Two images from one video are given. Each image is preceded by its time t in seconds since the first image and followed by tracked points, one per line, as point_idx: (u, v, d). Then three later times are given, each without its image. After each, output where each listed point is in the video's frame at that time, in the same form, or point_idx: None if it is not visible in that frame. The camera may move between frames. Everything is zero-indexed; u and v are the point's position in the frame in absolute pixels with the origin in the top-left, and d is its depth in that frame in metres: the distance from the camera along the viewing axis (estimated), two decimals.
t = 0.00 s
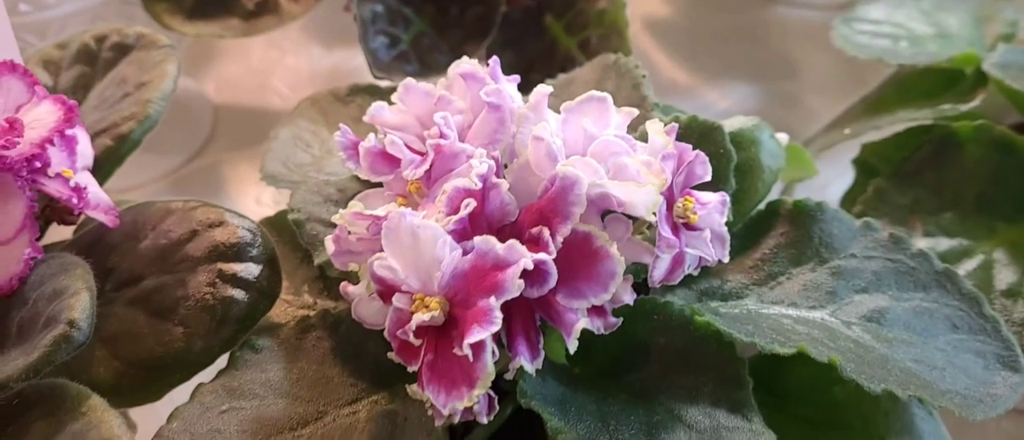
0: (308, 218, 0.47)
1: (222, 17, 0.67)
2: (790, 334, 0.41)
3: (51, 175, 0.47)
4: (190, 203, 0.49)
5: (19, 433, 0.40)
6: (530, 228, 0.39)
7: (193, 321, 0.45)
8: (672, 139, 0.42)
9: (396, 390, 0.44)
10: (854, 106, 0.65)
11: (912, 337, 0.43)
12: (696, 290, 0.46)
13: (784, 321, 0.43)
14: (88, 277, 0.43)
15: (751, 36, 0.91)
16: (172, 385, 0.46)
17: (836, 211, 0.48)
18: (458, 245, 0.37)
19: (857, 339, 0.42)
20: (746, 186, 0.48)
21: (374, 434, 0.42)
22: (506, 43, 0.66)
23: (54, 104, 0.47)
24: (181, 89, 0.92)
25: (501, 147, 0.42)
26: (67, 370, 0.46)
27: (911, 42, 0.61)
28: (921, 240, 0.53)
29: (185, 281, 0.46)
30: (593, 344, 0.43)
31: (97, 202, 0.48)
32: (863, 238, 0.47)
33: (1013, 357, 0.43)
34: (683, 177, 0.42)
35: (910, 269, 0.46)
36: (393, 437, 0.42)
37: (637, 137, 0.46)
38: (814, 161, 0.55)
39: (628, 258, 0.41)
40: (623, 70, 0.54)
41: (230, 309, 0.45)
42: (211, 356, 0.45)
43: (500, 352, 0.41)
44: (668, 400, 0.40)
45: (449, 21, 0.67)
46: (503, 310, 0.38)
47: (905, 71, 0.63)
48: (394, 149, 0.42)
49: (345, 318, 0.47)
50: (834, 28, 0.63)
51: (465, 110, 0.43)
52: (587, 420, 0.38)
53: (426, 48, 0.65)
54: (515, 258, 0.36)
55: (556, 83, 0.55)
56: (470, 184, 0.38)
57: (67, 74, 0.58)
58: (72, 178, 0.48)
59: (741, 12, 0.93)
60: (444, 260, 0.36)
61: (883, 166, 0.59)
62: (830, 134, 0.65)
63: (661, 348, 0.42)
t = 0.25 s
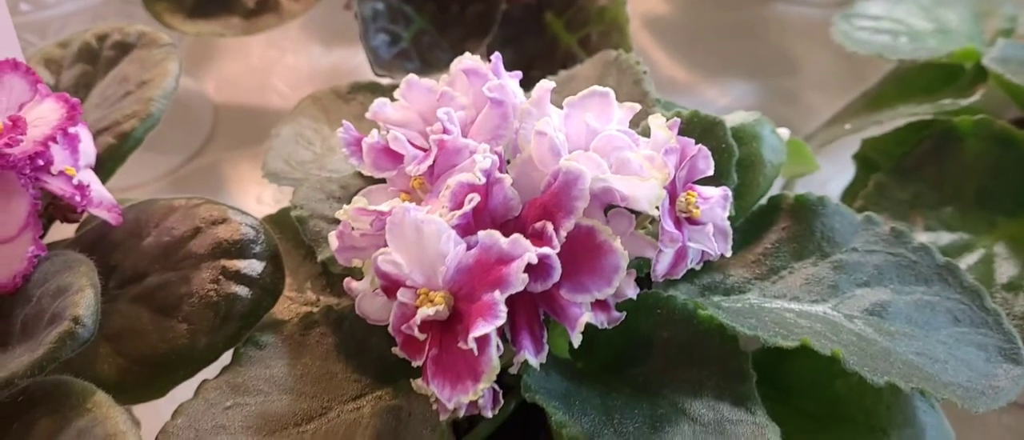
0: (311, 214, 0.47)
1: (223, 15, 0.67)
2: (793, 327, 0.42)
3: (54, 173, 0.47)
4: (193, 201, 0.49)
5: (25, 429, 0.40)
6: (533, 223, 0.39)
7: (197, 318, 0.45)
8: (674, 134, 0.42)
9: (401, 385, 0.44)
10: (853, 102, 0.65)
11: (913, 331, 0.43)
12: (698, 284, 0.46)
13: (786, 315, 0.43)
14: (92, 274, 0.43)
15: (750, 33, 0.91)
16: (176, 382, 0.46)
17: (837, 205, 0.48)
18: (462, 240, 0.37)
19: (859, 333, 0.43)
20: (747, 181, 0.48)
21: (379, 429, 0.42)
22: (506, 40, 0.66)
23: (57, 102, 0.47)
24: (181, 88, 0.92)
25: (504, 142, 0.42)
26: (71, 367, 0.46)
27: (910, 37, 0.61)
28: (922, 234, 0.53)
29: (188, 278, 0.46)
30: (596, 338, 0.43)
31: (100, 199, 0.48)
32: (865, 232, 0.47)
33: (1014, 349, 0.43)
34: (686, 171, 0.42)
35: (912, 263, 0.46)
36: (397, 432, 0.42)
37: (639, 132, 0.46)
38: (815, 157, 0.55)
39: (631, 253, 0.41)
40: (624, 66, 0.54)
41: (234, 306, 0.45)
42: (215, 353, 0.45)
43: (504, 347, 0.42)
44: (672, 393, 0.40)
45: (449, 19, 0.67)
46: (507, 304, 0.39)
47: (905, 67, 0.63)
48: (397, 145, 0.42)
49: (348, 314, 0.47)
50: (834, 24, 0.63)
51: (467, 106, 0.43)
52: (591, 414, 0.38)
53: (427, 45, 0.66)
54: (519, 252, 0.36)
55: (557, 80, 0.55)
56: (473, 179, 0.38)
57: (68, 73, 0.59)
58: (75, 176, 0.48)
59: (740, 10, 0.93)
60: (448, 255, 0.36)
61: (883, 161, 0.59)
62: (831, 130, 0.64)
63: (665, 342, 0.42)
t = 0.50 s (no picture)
0: (317, 208, 0.48)
1: (227, 11, 0.67)
2: (798, 319, 0.42)
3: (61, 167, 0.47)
4: (199, 195, 0.49)
5: (32, 422, 0.40)
6: (540, 215, 0.39)
7: (204, 311, 0.45)
8: (680, 126, 0.42)
9: (407, 378, 0.45)
10: (856, 97, 0.65)
11: (918, 323, 0.43)
12: (704, 277, 0.46)
13: (792, 308, 0.43)
14: (99, 267, 0.43)
15: (751, 30, 0.91)
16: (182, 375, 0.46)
17: (842, 199, 0.48)
18: (469, 232, 0.37)
19: (864, 325, 0.43)
20: (753, 174, 0.48)
21: (386, 421, 0.42)
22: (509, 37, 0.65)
23: (63, 96, 0.48)
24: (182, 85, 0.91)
25: (510, 135, 0.42)
26: (77, 361, 0.46)
27: (913, 33, 0.61)
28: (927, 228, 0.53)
29: (194, 272, 0.46)
30: (602, 330, 0.43)
31: (107, 193, 0.48)
32: (869, 225, 0.48)
33: (1019, 342, 0.43)
34: (692, 164, 0.42)
35: (916, 256, 0.46)
36: (404, 423, 0.42)
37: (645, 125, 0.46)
38: (819, 152, 0.55)
39: (638, 245, 0.41)
40: (629, 61, 0.54)
41: (241, 299, 0.45)
42: (221, 346, 0.45)
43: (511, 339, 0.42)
44: (679, 385, 0.40)
45: (453, 15, 0.67)
46: (514, 296, 0.39)
47: (907, 62, 0.63)
48: (403, 137, 0.42)
49: (354, 308, 0.47)
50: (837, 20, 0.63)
51: (474, 99, 0.44)
52: (598, 405, 0.38)
53: (431, 41, 0.66)
54: (527, 243, 0.36)
55: (562, 75, 0.56)
56: (481, 171, 0.38)
57: (73, 68, 0.59)
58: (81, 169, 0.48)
59: (741, 8, 0.93)
60: (456, 246, 0.36)
61: (887, 156, 0.59)
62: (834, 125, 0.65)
63: (671, 334, 0.42)
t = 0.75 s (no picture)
0: (325, 202, 0.48)
1: (233, 7, 0.67)
2: (805, 311, 0.42)
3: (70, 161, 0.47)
4: (207, 189, 0.50)
5: (44, 414, 0.40)
6: (549, 207, 0.39)
7: (213, 304, 0.45)
8: (688, 118, 0.42)
9: (416, 371, 0.45)
10: (860, 93, 0.65)
11: (925, 315, 0.44)
12: (711, 270, 0.47)
13: (799, 300, 0.43)
14: (109, 259, 0.43)
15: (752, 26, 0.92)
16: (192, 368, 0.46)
17: (848, 192, 0.48)
18: (479, 223, 0.37)
19: (871, 317, 0.43)
20: (759, 167, 0.49)
21: (395, 413, 0.43)
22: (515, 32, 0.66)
23: (72, 90, 0.48)
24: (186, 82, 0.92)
25: (519, 128, 0.42)
26: (87, 353, 0.46)
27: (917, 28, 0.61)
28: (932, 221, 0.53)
29: (203, 265, 0.46)
30: (611, 322, 0.43)
31: (115, 187, 0.49)
32: (876, 218, 0.48)
33: None
34: (700, 156, 0.42)
35: (923, 249, 0.46)
36: (413, 414, 0.43)
37: (652, 118, 0.46)
38: (823, 147, 0.56)
39: (646, 237, 0.41)
40: (634, 55, 0.54)
41: (249, 291, 0.45)
42: (230, 339, 0.45)
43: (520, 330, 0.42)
44: (687, 377, 0.40)
45: (458, 10, 0.67)
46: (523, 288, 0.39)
47: (911, 58, 0.63)
48: (412, 131, 0.43)
49: (362, 300, 0.47)
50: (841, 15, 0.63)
51: (482, 92, 0.44)
52: (607, 396, 0.39)
53: (435, 37, 0.66)
54: (536, 234, 0.37)
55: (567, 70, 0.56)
56: (490, 163, 0.38)
57: (80, 63, 0.59)
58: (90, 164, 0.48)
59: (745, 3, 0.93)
60: (466, 238, 0.37)
61: (892, 151, 0.59)
62: (839, 120, 0.65)
63: (679, 326, 0.42)
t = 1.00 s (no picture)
0: (334, 195, 0.48)
1: (239, 4, 0.67)
2: (813, 302, 0.42)
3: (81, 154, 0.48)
4: (216, 183, 0.50)
5: (58, 403, 0.41)
6: (559, 198, 0.39)
7: (223, 296, 0.45)
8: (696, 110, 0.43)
9: (426, 363, 0.45)
10: (864, 89, 0.66)
11: (931, 307, 0.44)
12: (718, 262, 0.47)
13: (806, 292, 0.44)
14: (121, 252, 0.43)
15: (754, 21, 0.92)
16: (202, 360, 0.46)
17: (854, 185, 0.49)
18: (490, 214, 0.37)
19: (878, 308, 0.43)
20: (766, 161, 0.49)
21: (405, 404, 0.43)
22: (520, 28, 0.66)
23: (83, 84, 0.48)
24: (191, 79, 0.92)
25: (528, 120, 0.43)
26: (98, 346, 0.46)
27: (922, 24, 0.60)
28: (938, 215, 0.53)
29: (214, 258, 0.47)
30: (620, 314, 0.44)
31: (125, 180, 0.49)
32: (882, 211, 0.48)
33: None
34: (708, 148, 0.42)
35: (929, 241, 0.47)
36: (423, 405, 0.43)
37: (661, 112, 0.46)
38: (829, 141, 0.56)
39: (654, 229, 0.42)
40: (641, 50, 0.55)
41: (260, 284, 0.46)
42: (241, 331, 0.46)
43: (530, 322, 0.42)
44: (696, 367, 0.40)
45: (463, 6, 0.68)
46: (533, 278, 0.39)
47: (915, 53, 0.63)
48: (422, 124, 0.43)
49: (372, 293, 0.47)
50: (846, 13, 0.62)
51: (491, 86, 0.44)
52: (618, 386, 0.39)
53: (441, 33, 0.67)
54: (547, 225, 0.37)
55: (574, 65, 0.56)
56: (501, 155, 0.39)
57: (88, 58, 0.59)
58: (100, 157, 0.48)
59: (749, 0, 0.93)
60: (478, 228, 0.37)
61: (897, 145, 0.59)
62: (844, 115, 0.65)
63: (688, 317, 0.42)
